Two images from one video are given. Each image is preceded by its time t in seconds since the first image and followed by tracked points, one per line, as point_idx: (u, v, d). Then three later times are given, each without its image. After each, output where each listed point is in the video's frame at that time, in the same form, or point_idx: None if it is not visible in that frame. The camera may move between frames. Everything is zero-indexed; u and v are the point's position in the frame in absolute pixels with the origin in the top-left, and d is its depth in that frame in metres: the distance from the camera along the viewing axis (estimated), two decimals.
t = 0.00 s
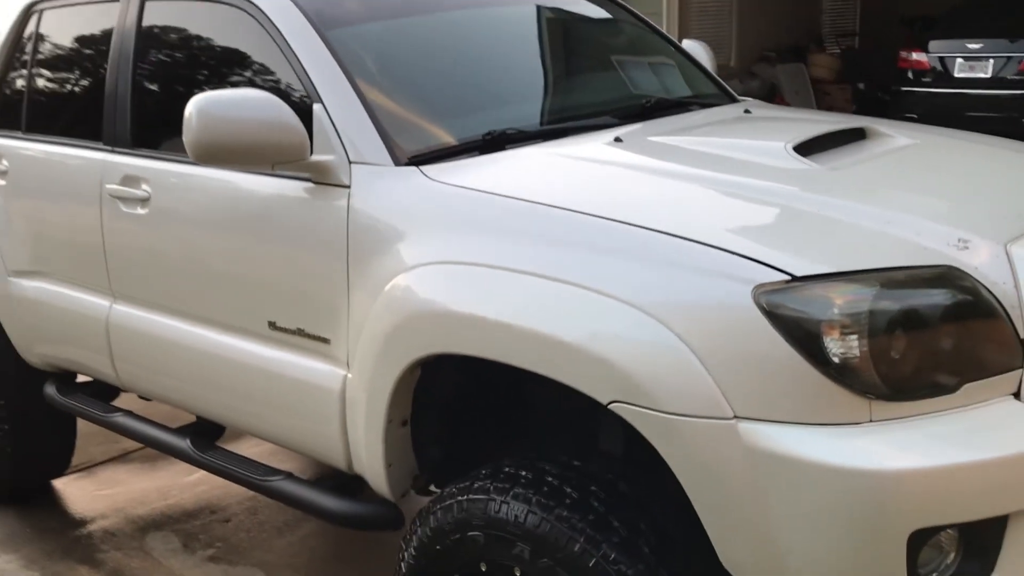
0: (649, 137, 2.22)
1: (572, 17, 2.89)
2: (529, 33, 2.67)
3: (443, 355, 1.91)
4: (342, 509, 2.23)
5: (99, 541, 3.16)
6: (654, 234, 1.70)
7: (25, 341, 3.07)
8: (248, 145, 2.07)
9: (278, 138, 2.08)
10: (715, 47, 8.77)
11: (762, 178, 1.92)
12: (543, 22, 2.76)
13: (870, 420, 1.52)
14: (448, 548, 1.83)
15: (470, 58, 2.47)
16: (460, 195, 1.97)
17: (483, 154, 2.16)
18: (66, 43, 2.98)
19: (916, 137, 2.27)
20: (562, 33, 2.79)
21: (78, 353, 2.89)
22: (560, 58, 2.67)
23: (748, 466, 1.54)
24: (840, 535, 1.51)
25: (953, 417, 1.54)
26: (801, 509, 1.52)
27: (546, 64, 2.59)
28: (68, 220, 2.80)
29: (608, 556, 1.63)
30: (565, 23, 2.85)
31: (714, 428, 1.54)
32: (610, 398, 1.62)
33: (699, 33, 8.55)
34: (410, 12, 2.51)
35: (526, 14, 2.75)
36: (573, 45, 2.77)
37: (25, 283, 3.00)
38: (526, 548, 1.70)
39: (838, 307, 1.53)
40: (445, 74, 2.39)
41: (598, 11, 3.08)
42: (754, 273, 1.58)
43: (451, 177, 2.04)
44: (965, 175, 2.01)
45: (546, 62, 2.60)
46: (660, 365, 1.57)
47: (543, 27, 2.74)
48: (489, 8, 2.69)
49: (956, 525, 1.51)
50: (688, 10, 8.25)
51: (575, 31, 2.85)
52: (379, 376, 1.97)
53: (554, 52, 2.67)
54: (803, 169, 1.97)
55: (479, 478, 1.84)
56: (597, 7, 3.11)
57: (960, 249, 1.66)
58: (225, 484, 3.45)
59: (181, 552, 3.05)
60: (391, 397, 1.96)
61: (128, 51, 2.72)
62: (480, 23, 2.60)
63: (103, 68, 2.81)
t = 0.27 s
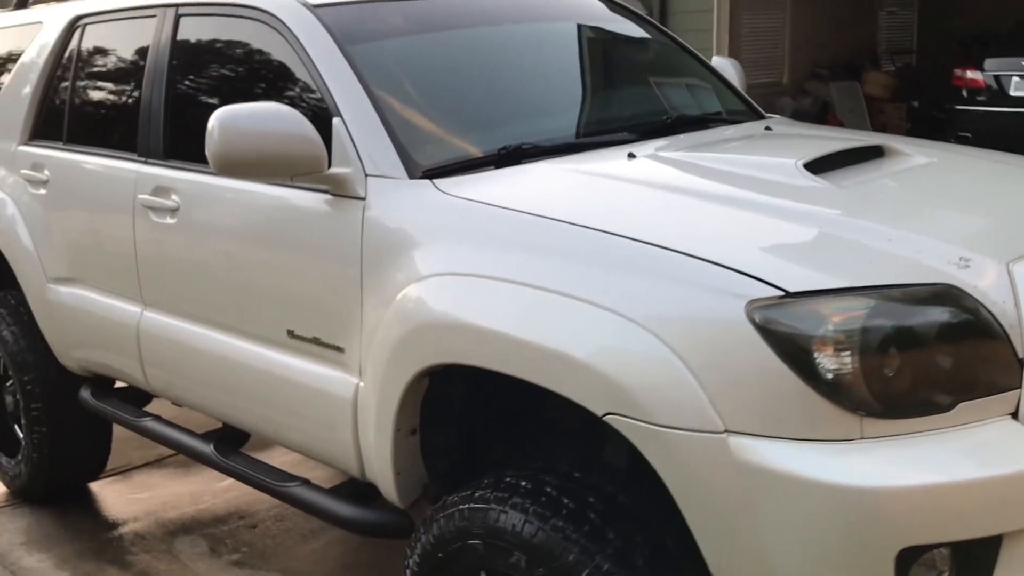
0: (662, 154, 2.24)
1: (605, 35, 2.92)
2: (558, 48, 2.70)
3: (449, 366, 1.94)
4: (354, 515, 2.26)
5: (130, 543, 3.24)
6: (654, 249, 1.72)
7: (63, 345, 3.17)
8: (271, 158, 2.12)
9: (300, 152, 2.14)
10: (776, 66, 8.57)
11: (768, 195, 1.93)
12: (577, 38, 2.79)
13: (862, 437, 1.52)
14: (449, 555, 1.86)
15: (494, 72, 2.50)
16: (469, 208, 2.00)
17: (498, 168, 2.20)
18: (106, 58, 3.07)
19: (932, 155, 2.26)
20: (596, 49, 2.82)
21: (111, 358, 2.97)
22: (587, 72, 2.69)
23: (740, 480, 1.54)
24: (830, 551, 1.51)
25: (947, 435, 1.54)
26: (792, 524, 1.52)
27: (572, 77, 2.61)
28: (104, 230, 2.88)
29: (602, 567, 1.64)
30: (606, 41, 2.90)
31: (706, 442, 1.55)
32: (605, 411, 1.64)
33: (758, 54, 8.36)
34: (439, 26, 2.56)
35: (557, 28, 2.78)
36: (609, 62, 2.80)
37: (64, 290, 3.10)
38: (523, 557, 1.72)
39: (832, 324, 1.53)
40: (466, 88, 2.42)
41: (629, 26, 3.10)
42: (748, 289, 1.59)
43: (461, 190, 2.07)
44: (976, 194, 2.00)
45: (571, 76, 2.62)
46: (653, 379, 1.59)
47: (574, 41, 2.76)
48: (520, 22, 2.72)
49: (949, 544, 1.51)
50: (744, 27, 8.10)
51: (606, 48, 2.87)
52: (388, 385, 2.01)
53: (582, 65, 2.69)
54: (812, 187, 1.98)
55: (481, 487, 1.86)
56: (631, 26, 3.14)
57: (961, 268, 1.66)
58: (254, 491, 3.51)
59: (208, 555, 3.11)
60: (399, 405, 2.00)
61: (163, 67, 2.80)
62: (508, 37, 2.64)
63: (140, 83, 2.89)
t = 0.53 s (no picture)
0: (678, 163, 2.27)
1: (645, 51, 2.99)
2: (589, 63, 2.79)
3: (458, 368, 1.98)
4: (371, 513, 2.30)
5: (161, 538, 3.31)
6: (656, 256, 1.74)
7: (101, 343, 3.27)
8: (294, 163, 2.18)
9: (325, 158, 2.19)
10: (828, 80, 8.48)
11: (777, 205, 1.94)
12: (616, 55, 2.88)
13: (854, 446, 1.53)
14: (453, 553, 1.89)
15: (519, 83, 2.59)
16: (481, 214, 2.04)
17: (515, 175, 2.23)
18: (147, 65, 3.16)
19: (952, 168, 2.25)
20: (636, 62, 2.91)
21: (146, 357, 3.05)
22: (616, 85, 2.74)
23: (733, 483, 1.56)
24: (821, 557, 1.52)
25: (942, 445, 1.54)
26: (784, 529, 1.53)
27: (597, 91, 2.68)
28: (141, 232, 2.97)
29: (597, 567, 1.66)
30: (648, 57, 2.98)
31: (699, 446, 1.57)
32: (602, 414, 1.66)
33: (811, 67, 8.27)
34: (472, 38, 2.67)
35: (592, 45, 2.88)
36: (647, 74, 2.87)
37: (104, 290, 3.20)
38: (522, 556, 1.74)
39: (828, 333, 1.54)
40: (487, 95, 2.51)
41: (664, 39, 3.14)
42: (744, 295, 1.60)
43: (475, 196, 2.11)
44: (988, 208, 1.99)
45: (598, 89, 2.69)
46: (649, 383, 1.61)
47: (612, 58, 2.86)
48: (555, 38, 2.82)
49: (941, 554, 1.51)
50: (794, 39, 8.03)
51: (642, 63, 2.93)
52: (400, 385, 2.05)
53: (611, 79, 2.76)
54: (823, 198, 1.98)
55: (485, 486, 1.90)
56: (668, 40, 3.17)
57: (963, 279, 1.65)
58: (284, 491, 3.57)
59: (235, 552, 3.18)
60: (410, 405, 2.04)
61: (199, 76, 2.88)
62: (542, 51, 2.74)
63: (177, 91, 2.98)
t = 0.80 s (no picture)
0: (694, 171, 2.31)
1: (675, 59, 3.05)
2: (623, 72, 2.85)
3: (471, 366, 2.04)
4: (387, 506, 2.38)
5: (194, 528, 3.41)
6: (661, 260, 1.78)
7: (139, 338, 3.38)
8: (321, 166, 2.26)
9: (350, 163, 2.27)
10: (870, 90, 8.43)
11: (786, 211, 1.98)
12: (651, 65, 2.94)
13: (849, 447, 1.56)
14: (463, 545, 1.95)
15: (552, 91, 2.65)
16: (497, 217, 2.10)
17: (532, 180, 2.29)
18: (186, 70, 3.26)
19: (967, 178, 2.27)
20: (670, 73, 2.96)
21: (181, 352, 3.15)
22: (643, 91, 2.80)
23: (729, 482, 1.60)
24: (814, 555, 1.55)
25: (936, 449, 1.57)
26: (777, 527, 1.57)
27: (624, 97, 2.74)
28: (178, 232, 3.07)
29: (598, 561, 1.71)
30: (680, 67, 3.03)
31: (697, 445, 1.62)
32: (605, 412, 1.72)
33: (852, 75, 8.22)
34: (503, 43, 2.74)
35: (623, 51, 2.93)
36: (678, 85, 2.92)
37: (142, 287, 3.30)
38: (527, 548, 1.80)
39: (825, 336, 1.58)
40: (514, 98, 2.58)
41: (691, 48, 3.19)
42: (744, 299, 1.64)
43: (492, 200, 2.17)
44: (997, 218, 2.01)
45: (631, 98, 2.75)
46: (650, 382, 1.66)
47: (647, 68, 2.92)
48: (586, 44, 2.88)
49: (934, 555, 1.53)
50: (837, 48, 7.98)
51: (670, 70, 2.98)
52: (416, 382, 2.11)
53: (638, 85, 2.81)
54: (832, 206, 2.01)
55: (496, 482, 1.96)
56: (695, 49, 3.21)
57: (963, 286, 1.67)
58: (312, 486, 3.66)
59: (263, 544, 3.27)
60: (425, 401, 2.11)
61: (234, 82, 2.98)
62: (572, 57, 2.80)
63: (213, 96, 3.07)
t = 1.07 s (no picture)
0: (707, 177, 2.37)
1: (699, 67, 3.10)
2: (652, 79, 2.92)
3: (486, 362, 2.11)
4: (406, 498, 2.46)
5: (223, 519, 3.50)
6: (667, 260, 1.84)
7: (173, 334, 3.48)
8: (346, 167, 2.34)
9: (374, 166, 2.35)
10: (904, 98, 8.43)
11: (793, 215, 2.03)
12: (679, 72, 3.01)
13: (845, 444, 1.61)
14: (475, 535, 2.02)
15: (580, 96, 2.72)
16: (513, 219, 2.17)
17: (549, 183, 2.36)
18: (221, 75, 3.36)
19: (978, 184, 2.30)
20: (698, 80, 3.03)
21: (212, 347, 3.25)
22: (664, 97, 2.86)
23: (725, 475, 1.65)
24: (808, 548, 1.60)
25: (928, 447, 1.61)
26: (772, 519, 1.62)
27: (650, 102, 2.81)
28: (211, 231, 3.17)
29: (602, 551, 1.77)
30: (709, 76, 3.10)
31: (698, 440, 1.67)
32: (611, 408, 1.78)
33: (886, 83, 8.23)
34: (528, 50, 2.81)
35: (647, 59, 3.00)
36: (706, 92, 2.99)
37: (176, 284, 3.40)
38: (534, 538, 1.86)
39: (823, 336, 1.62)
40: (537, 102, 2.65)
41: (715, 56, 3.24)
42: (745, 299, 1.69)
43: (509, 202, 2.24)
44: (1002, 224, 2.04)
45: (658, 104, 2.82)
46: (652, 377, 1.72)
47: (675, 75, 2.99)
48: (610, 52, 2.95)
49: (925, 549, 1.58)
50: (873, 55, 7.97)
51: (694, 78, 3.03)
52: (433, 377, 2.18)
53: (661, 91, 2.87)
54: (840, 211, 2.05)
55: (507, 474, 2.02)
56: (720, 57, 3.26)
57: (962, 289, 1.71)
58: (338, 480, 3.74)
59: (289, 535, 3.36)
60: (441, 396, 2.18)
61: (267, 86, 3.07)
62: (596, 64, 2.87)
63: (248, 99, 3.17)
